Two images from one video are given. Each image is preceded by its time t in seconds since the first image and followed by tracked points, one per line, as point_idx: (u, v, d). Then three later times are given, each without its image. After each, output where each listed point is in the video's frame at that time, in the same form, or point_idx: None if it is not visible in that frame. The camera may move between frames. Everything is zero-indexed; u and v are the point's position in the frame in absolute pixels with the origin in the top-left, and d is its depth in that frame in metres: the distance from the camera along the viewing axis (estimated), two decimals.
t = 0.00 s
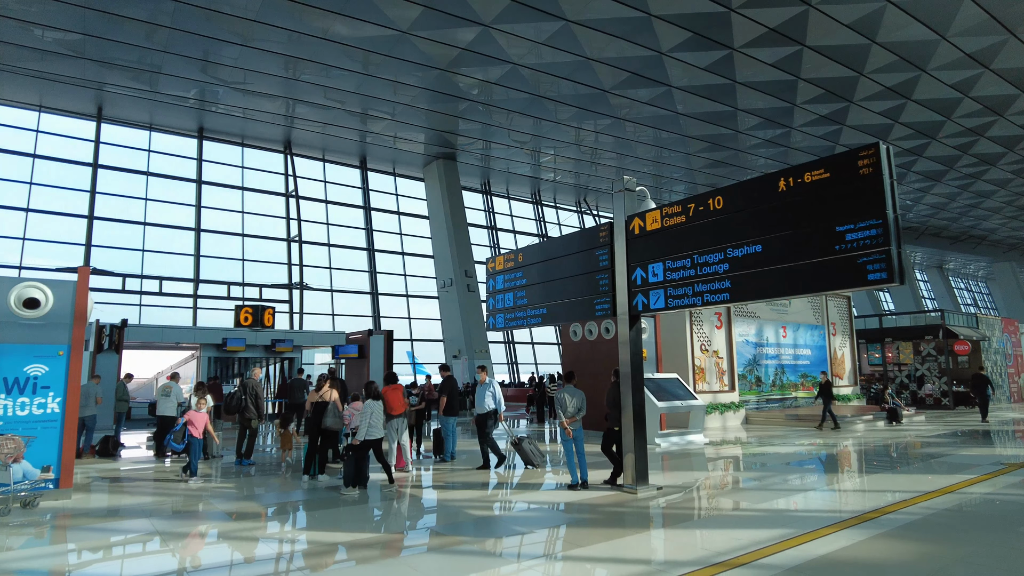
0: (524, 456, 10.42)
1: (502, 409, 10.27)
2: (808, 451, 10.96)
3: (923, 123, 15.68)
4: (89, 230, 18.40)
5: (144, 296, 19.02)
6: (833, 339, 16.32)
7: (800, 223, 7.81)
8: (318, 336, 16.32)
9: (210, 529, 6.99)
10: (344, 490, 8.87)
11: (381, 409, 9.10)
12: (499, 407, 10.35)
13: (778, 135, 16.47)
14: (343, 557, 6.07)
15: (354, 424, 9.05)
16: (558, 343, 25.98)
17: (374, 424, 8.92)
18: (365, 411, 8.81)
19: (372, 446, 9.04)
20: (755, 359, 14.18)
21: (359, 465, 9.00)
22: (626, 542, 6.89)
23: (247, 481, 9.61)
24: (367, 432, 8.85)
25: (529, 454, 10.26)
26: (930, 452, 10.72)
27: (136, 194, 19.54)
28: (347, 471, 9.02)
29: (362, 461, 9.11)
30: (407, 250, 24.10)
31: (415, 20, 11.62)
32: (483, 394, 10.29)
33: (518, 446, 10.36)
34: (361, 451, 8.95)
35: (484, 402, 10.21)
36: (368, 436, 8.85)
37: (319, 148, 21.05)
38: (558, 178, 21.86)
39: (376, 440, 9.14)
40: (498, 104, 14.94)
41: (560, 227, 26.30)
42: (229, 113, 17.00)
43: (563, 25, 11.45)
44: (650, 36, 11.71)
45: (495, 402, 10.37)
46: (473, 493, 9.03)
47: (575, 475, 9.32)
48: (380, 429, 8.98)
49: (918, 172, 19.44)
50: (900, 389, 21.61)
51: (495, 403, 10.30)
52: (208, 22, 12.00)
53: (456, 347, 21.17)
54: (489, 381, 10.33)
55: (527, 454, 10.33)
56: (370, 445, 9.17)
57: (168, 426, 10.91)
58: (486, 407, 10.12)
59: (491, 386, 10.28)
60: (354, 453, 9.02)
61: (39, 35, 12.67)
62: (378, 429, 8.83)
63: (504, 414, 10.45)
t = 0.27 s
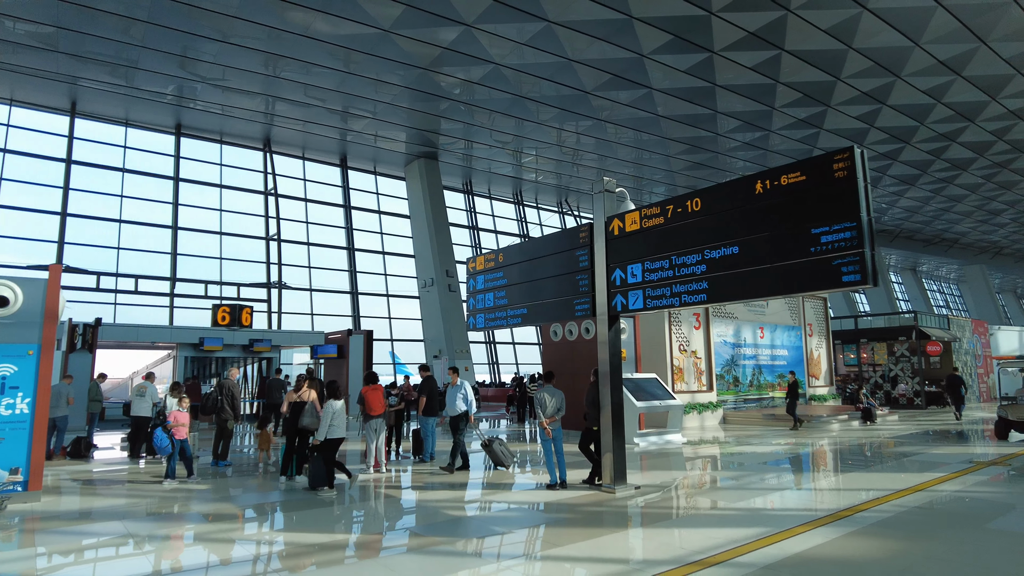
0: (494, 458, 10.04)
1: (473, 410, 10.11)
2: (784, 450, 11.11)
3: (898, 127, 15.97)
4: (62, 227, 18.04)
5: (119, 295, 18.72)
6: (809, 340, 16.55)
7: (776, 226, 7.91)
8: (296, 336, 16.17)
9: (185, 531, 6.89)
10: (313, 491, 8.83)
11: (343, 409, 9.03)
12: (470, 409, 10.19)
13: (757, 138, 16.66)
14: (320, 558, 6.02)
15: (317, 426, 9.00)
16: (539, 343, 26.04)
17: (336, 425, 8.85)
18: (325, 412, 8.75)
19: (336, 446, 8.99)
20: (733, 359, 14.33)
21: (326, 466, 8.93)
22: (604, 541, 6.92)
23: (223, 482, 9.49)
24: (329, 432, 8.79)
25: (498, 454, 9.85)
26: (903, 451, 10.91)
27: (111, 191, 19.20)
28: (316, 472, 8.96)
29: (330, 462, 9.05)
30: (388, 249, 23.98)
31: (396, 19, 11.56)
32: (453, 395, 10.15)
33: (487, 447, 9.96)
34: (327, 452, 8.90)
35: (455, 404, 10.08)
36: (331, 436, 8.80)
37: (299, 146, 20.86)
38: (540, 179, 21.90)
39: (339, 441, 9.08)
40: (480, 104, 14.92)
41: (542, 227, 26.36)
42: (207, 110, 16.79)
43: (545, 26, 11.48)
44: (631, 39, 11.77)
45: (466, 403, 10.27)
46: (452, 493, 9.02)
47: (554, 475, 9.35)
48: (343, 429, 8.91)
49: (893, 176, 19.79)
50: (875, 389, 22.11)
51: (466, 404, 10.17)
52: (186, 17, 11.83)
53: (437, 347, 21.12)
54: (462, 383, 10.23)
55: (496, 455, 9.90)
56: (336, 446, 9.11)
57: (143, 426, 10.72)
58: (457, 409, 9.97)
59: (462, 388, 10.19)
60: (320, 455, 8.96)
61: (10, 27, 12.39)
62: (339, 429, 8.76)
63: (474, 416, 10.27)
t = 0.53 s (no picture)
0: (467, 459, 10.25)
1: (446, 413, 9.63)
2: (763, 450, 11.24)
3: (875, 132, 16.23)
4: (36, 224, 17.68)
5: (94, 293, 18.42)
6: (787, 341, 16.74)
7: (753, 228, 8.00)
8: (276, 335, 16.02)
9: (160, 533, 6.79)
10: (274, 491, 8.78)
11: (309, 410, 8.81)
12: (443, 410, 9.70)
13: (738, 140, 16.83)
14: (298, 560, 5.97)
15: (283, 427, 8.85)
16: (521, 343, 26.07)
17: (300, 426, 8.66)
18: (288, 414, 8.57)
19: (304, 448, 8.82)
20: (712, 359, 14.45)
21: (291, 468, 8.77)
22: (583, 541, 6.95)
23: (200, 484, 9.36)
24: (292, 435, 8.59)
25: (472, 456, 10.05)
26: (878, 449, 11.09)
27: (87, 187, 18.86)
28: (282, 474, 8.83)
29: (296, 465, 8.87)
30: (369, 249, 23.85)
31: (379, 17, 11.49)
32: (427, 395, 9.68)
33: (460, 448, 10.18)
34: (293, 455, 8.72)
35: (427, 404, 9.60)
36: (294, 438, 8.59)
37: (279, 144, 20.67)
38: (523, 179, 21.92)
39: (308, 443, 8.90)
40: (463, 103, 14.90)
41: (524, 227, 26.39)
42: (186, 106, 16.57)
43: (528, 27, 11.49)
44: (613, 40, 11.83)
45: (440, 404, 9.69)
46: (432, 493, 9.00)
47: (534, 475, 9.38)
48: (307, 431, 8.68)
49: (870, 179, 20.11)
50: (851, 389, 22.51)
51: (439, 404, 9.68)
52: (165, 12, 11.66)
53: (419, 347, 21.05)
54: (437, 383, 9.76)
55: (469, 457, 10.15)
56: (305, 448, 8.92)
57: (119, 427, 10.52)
58: (428, 409, 9.51)
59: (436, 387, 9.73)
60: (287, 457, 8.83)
61: None
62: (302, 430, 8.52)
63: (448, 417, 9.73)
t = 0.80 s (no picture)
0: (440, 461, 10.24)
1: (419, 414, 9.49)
2: (742, 449, 11.36)
3: (853, 135, 16.47)
4: (9, 221, 17.33)
5: (70, 292, 18.10)
6: (766, 341, 16.93)
7: (731, 230, 8.09)
8: (255, 335, 15.89)
9: (135, 535, 6.69)
10: (240, 494, 8.69)
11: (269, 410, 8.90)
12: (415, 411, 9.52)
13: (719, 143, 16.98)
14: (275, 561, 5.92)
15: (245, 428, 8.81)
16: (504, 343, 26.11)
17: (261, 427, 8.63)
18: (251, 414, 8.59)
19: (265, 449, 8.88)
20: (692, 359, 14.58)
21: (255, 470, 8.76)
22: (563, 541, 6.96)
23: (177, 484, 9.26)
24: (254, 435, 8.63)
25: (446, 458, 9.99)
26: (855, 449, 11.26)
27: (62, 184, 18.53)
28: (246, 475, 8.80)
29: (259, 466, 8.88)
30: (351, 248, 23.73)
31: (362, 15, 11.42)
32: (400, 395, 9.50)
33: (433, 450, 10.13)
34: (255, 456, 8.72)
35: (401, 404, 9.43)
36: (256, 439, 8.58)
37: (260, 141, 20.47)
38: (506, 180, 21.95)
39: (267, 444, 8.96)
40: (446, 103, 14.87)
41: (507, 227, 26.42)
42: (165, 103, 16.36)
43: (511, 27, 11.49)
44: (596, 42, 11.87)
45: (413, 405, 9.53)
46: (412, 494, 8.96)
47: (515, 475, 9.38)
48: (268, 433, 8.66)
49: (848, 182, 20.41)
50: (829, 389, 22.52)
51: (410, 405, 9.46)
52: (143, 7, 11.48)
53: (400, 347, 21.00)
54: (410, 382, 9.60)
55: (442, 459, 10.19)
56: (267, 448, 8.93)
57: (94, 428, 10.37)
58: (400, 411, 9.33)
59: (409, 387, 9.56)
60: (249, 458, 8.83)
61: None
62: (265, 429, 8.60)
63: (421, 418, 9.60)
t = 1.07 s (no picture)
0: (410, 464, 10.03)
1: (388, 415, 9.53)
2: (722, 449, 11.47)
3: (832, 139, 16.70)
4: None
5: (43, 290, 17.77)
6: (745, 342, 17.10)
7: (710, 232, 8.16)
8: (234, 335, 15.73)
9: (109, 538, 6.59)
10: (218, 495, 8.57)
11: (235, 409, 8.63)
12: (384, 413, 9.61)
13: (699, 145, 17.13)
14: (252, 563, 5.87)
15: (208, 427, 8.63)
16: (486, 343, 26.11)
17: (225, 425, 8.50)
18: (215, 414, 8.32)
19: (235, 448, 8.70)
20: (672, 360, 14.68)
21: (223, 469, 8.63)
22: (543, 541, 6.98)
23: (153, 486, 9.14)
24: (218, 434, 8.39)
25: (417, 461, 9.86)
26: (831, 448, 11.42)
27: (36, 180, 18.18)
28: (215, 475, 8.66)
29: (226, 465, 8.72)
30: (331, 247, 23.59)
31: (344, 14, 11.34)
32: (368, 398, 9.57)
33: (404, 453, 9.92)
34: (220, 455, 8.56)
35: (369, 409, 9.53)
36: (219, 438, 8.44)
37: (240, 139, 20.26)
38: (488, 180, 21.94)
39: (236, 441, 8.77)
40: (429, 102, 14.83)
41: (490, 227, 26.43)
42: (144, 99, 16.13)
43: (494, 28, 11.49)
44: (579, 43, 11.90)
45: (380, 408, 9.64)
46: (392, 495, 8.92)
47: (495, 475, 9.39)
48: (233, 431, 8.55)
49: (826, 185, 20.70)
50: (806, 389, 22.91)
51: (379, 408, 9.57)
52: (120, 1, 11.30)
53: (381, 347, 20.94)
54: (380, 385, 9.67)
55: (414, 460, 9.93)
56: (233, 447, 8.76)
57: (68, 429, 10.22)
58: (369, 414, 9.40)
59: (378, 390, 9.65)
60: (218, 457, 8.64)
61: None
62: (228, 430, 8.35)
63: (390, 422, 9.71)
